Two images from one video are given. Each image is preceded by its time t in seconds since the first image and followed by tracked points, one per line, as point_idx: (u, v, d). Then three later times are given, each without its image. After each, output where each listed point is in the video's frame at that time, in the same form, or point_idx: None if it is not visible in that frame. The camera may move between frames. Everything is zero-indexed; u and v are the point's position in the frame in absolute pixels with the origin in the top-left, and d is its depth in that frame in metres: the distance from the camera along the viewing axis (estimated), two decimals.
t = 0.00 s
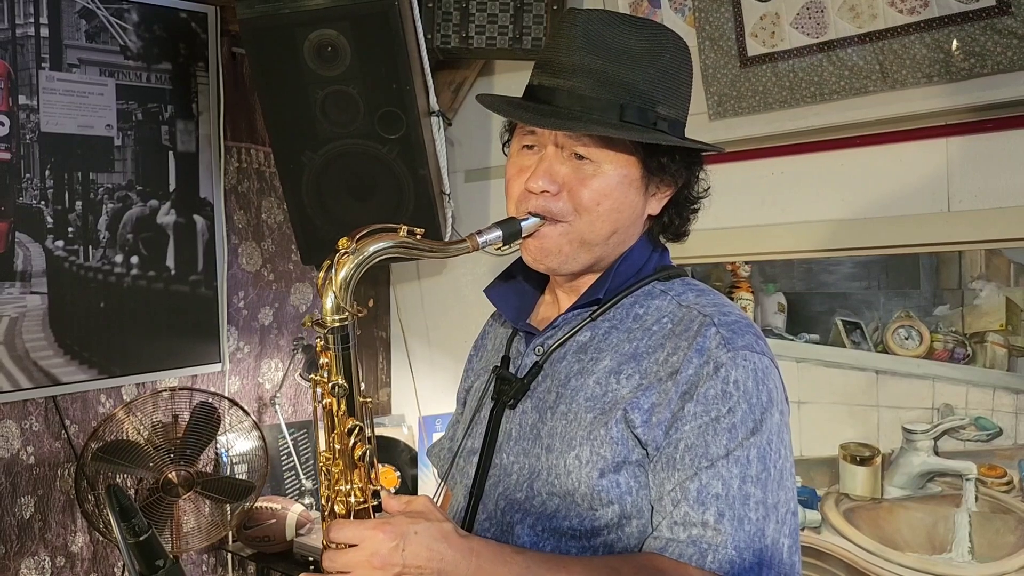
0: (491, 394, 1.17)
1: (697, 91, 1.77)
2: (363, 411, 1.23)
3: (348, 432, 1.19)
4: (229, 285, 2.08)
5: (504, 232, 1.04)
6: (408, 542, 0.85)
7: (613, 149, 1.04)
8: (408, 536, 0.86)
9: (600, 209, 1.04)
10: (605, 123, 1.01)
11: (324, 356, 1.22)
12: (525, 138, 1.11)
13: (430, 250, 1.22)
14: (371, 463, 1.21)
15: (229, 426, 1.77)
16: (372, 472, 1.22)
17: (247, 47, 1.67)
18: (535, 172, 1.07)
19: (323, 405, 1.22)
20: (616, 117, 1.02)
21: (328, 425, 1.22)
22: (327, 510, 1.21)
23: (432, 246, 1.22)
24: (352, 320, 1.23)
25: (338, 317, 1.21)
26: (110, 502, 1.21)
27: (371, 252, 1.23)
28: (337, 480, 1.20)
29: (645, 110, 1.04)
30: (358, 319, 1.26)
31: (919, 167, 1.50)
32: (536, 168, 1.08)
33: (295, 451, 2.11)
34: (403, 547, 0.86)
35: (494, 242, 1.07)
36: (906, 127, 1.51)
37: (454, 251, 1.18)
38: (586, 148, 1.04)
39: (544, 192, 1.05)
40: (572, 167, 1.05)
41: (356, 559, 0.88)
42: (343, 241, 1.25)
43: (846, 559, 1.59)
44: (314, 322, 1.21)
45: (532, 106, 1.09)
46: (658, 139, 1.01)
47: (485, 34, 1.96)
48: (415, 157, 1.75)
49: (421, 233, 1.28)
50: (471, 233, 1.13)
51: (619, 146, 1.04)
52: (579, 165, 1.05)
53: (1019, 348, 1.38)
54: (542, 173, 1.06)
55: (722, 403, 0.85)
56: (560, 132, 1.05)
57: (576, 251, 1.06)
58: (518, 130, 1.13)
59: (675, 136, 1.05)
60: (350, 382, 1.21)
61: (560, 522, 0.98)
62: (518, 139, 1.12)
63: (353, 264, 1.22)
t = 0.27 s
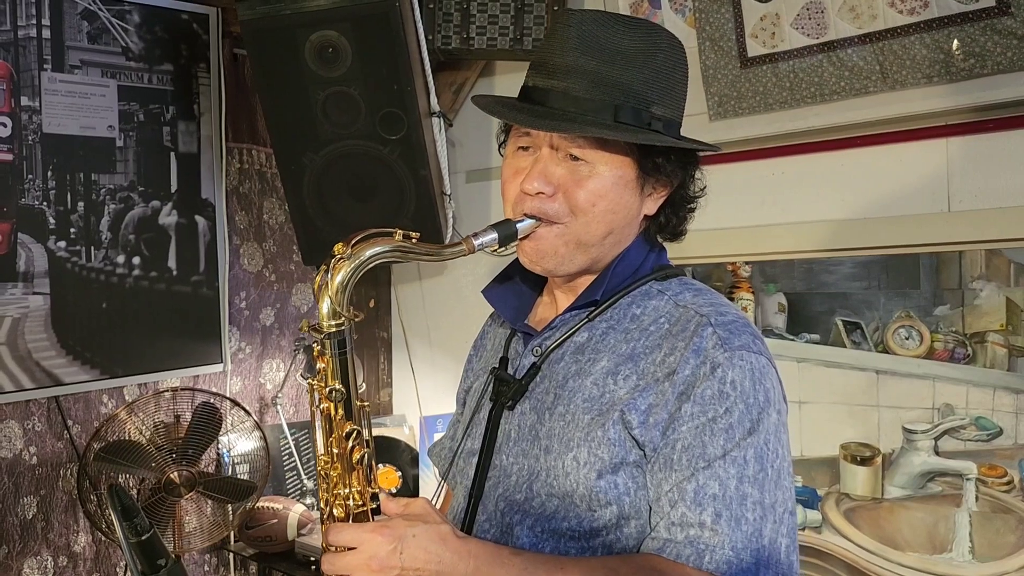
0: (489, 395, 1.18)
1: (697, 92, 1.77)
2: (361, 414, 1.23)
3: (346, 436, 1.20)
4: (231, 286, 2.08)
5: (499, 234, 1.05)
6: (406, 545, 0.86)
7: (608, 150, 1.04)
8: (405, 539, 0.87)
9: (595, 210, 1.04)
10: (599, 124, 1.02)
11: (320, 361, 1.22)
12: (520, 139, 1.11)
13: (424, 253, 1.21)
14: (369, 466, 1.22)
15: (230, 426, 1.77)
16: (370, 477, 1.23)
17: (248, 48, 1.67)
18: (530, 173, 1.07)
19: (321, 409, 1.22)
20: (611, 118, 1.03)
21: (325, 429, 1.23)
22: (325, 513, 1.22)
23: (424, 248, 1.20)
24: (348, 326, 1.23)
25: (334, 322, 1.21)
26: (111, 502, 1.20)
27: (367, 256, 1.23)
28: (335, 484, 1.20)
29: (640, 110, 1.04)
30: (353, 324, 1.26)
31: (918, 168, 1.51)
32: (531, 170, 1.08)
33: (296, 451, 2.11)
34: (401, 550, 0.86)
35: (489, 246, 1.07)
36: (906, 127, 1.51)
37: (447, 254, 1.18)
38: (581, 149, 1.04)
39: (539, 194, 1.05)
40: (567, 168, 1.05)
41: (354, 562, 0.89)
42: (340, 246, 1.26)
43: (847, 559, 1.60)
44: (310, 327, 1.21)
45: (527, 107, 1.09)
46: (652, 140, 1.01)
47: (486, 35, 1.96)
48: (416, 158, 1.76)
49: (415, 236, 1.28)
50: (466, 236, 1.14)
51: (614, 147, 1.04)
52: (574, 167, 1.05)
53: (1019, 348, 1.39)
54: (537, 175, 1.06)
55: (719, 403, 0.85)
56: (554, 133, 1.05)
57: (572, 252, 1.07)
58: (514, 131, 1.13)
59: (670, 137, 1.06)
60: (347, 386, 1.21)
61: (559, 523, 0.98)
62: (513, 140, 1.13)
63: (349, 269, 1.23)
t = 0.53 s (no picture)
0: (490, 395, 1.18)
1: (699, 92, 1.78)
2: (362, 417, 1.23)
3: (348, 439, 1.21)
4: (234, 286, 2.09)
5: (499, 235, 1.05)
6: (408, 546, 0.87)
7: (606, 151, 1.04)
8: (407, 541, 0.87)
9: (594, 211, 1.04)
10: (599, 126, 1.02)
11: (322, 364, 1.22)
12: (519, 140, 1.11)
13: (427, 256, 1.21)
14: (371, 469, 1.22)
15: (233, 426, 1.78)
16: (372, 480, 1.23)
17: (251, 49, 1.67)
18: (529, 174, 1.08)
19: (323, 412, 1.23)
20: (610, 119, 1.03)
21: (327, 432, 1.23)
22: (327, 516, 1.22)
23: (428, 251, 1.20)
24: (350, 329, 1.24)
25: (336, 325, 1.22)
26: (117, 501, 1.21)
27: (369, 259, 1.23)
28: (337, 487, 1.21)
29: (639, 111, 1.04)
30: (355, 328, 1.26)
31: (920, 168, 1.51)
32: (530, 171, 1.08)
33: (299, 451, 2.12)
34: (402, 552, 0.87)
35: (489, 246, 1.07)
36: (907, 127, 1.51)
37: (449, 255, 1.18)
38: (580, 150, 1.04)
39: (538, 195, 1.06)
40: (566, 169, 1.05)
41: (356, 564, 0.89)
42: (340, 249, 1.25)
43: (849, 559, 1.60)
44: (312, 331, 1.22)
45: (526, 109, 1.10)
46: (651, 141, 1.01)
47: (488, 35, 1.96)
48: (418, 158, 1.76)
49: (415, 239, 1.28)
50: (466, 238, 1.14)
51: (613, 148, 1.04)
52: (573, 168, 1.05)
53: (1021, 348, 1.39)
54: (536, 176, 1.06)
55: (718, 404, 0.85)
56: (553, 134, 1.05)
57: (571, 253, 1.07)
58: (513, 132, 1.13)
59: (669, 137, 1.06)
60: (349, 389, 1.21)
61: (560, 524, 0.99)
62: (513, 141, 1.13)
63: (350, 272, 1.22)
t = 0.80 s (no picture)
0: (491, 396, 1.18)
1: (701, 92, 1.78)
2: (364, 422, 1.23)
3: (350, 445, 1.20)
4: (237, 286, 2.09)
5: (501, 237, 1.05)
6: (413, 554, 0.88)
7: (607, 152, 1.04)
8: (412, 548, 0.88)
9: (595, 213, 1.04)
10: (600, 126, 1.02)
11: (324, 371, 1.21)
12: (520, 141, 1.11)
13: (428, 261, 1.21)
14: (374, 475, 1.22)
15: (236, 426, 1.78)
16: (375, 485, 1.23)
17: (253, 49, 1.68)
18: (530, 175, 1.08)
19: (324, 419, 1.23)
20: (611, 119, 1.03)
21: (329, 438, 1.23)
22: (330, 521, 1.22)
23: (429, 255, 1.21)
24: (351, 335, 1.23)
25: (337, 332, 1.21)
26: (121, 500, 1.22)
27: (370, 265, 1.23)
28: (340, 492, 1.20)
29: (640, 111, 1.04)
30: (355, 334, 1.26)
31: (922, 167, 1.51)
32: (531, 172, 1.08)
33: (302, 450, 2.12)
34: (408, 559, 0.88)
35: (490, 249, 1.07)
36: (910, 126, 1.51)
37: (451, 259, 1.18)
38: (581, 151, 1.04)
39: (540, 197, 1.06)
40: (567, 170, 1.05)
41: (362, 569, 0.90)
42: (341, 255, 1.24)
43: (852, 559, 1.60)
44: (313, 338, 1.21)
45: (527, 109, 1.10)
46: (652, 141, 1.01)
47: (490, 35, 1.97)
48: (420, 158, 1.76)
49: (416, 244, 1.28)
50: (467, 241, 1.14)
51: (614, 149, 1.04)
52: (574, 169, 1.05)
53: None
54: (537, 178, 1.07)
55: (721, 407, 0.85)
56: (554, 135, 1.05)
57: (573, 254, 1.07)
58: (514, 132, 1.13)
59: (670, 137, 1.06)
60: (351, 396, 1.21)
61: (563, 527, 0.99)
62: (513, 142, 1.13)
63: (352, 277, 1.22)
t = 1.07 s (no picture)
0: (493, 396, 1.18)
1: (703, 91, 1.78)
2: (364, 425, 1.23)
3: (351, 448, 1.20)
4: (238, 285, 2.09)
5: (501, 238, 1.06)
6: (416, 559, 0.87)
7: (606, 151, 1.04)
8: (416, 554, 0.88)
9: (595, 212, 1.04)
10: (599, 126, 1.02)
11: (324, 374, 1.21)
12: (519, 140, 1.11)
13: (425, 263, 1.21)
14: (376, 479, 1.22)
15: (238, 425, 1.79)
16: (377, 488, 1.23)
17: (256, 48, 1.68)
18: (529, 175, 1.08)
19: (324, 423, 1.22)
20: (611, 118, 1.03)
21: (330, 442, 1.23)
22: (333, 525, 1.22)
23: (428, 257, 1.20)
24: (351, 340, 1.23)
25: (337, 336, 1.21)
26: (122, 499, 1.21)
27: (370, 268, 1.22)
28: (342, 496, 1.20)
29: (640, 110, 1.04)
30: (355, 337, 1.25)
31: (924, 166, 1.51)
32: (530, 172, 1.08)
33: (304, 449, 2.12)
34: (411, 564, 0.87)
35: (490, 250, 1.08)
36: (912, 125, 1.51)
37: (449, 261, 1.17)
38: (580, 150, 1.04)
39: (539, 197, 1.06)
40: (566, 169, 1.05)
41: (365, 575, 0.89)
42: (341, 259, 1.24)
43: (854, 558, 1.60)
44: (313, 343, 1.20)
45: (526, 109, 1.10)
46: (652, 140, 1.01)
47: (492, 34, 1.97)
48: (422, 157, 1.76)
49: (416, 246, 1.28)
50: (467, 242, 1.14)
51: (614, 148, 1.04)
52: (574, 168, 1.05)
53: None
54: (536, 177, 1.06)
55: (724, 408, 0.85)
56: (552, 135, 1.05)
57: (573, 254, 1.07)
58: (513, 131, 1.13)
59: (671, 135, 1.05)
60: (351, 400, 1.21)
61: (567, 528, 0.99)
62: (513, 141, 1.13)
63: (351, 281, 1.21)
